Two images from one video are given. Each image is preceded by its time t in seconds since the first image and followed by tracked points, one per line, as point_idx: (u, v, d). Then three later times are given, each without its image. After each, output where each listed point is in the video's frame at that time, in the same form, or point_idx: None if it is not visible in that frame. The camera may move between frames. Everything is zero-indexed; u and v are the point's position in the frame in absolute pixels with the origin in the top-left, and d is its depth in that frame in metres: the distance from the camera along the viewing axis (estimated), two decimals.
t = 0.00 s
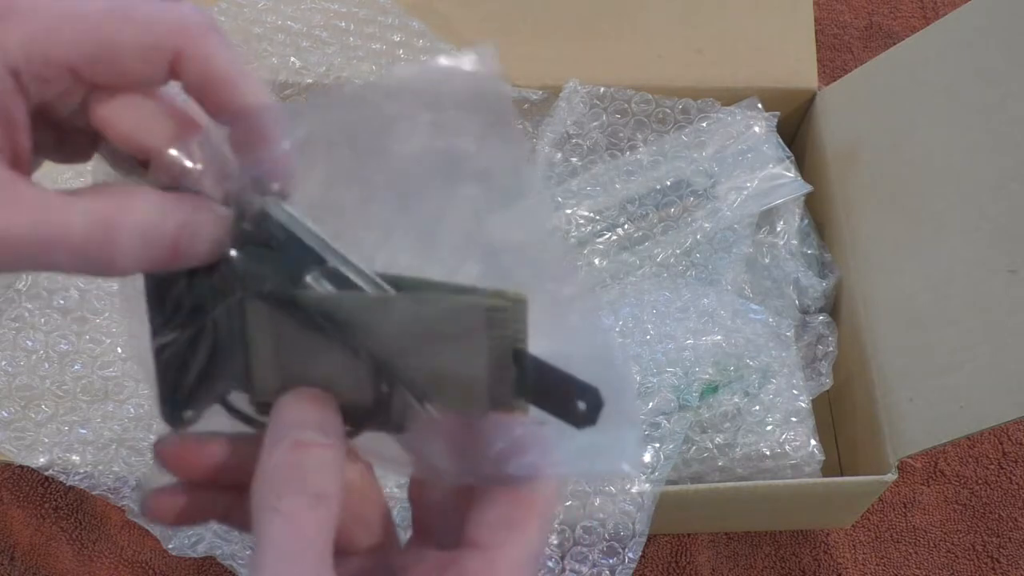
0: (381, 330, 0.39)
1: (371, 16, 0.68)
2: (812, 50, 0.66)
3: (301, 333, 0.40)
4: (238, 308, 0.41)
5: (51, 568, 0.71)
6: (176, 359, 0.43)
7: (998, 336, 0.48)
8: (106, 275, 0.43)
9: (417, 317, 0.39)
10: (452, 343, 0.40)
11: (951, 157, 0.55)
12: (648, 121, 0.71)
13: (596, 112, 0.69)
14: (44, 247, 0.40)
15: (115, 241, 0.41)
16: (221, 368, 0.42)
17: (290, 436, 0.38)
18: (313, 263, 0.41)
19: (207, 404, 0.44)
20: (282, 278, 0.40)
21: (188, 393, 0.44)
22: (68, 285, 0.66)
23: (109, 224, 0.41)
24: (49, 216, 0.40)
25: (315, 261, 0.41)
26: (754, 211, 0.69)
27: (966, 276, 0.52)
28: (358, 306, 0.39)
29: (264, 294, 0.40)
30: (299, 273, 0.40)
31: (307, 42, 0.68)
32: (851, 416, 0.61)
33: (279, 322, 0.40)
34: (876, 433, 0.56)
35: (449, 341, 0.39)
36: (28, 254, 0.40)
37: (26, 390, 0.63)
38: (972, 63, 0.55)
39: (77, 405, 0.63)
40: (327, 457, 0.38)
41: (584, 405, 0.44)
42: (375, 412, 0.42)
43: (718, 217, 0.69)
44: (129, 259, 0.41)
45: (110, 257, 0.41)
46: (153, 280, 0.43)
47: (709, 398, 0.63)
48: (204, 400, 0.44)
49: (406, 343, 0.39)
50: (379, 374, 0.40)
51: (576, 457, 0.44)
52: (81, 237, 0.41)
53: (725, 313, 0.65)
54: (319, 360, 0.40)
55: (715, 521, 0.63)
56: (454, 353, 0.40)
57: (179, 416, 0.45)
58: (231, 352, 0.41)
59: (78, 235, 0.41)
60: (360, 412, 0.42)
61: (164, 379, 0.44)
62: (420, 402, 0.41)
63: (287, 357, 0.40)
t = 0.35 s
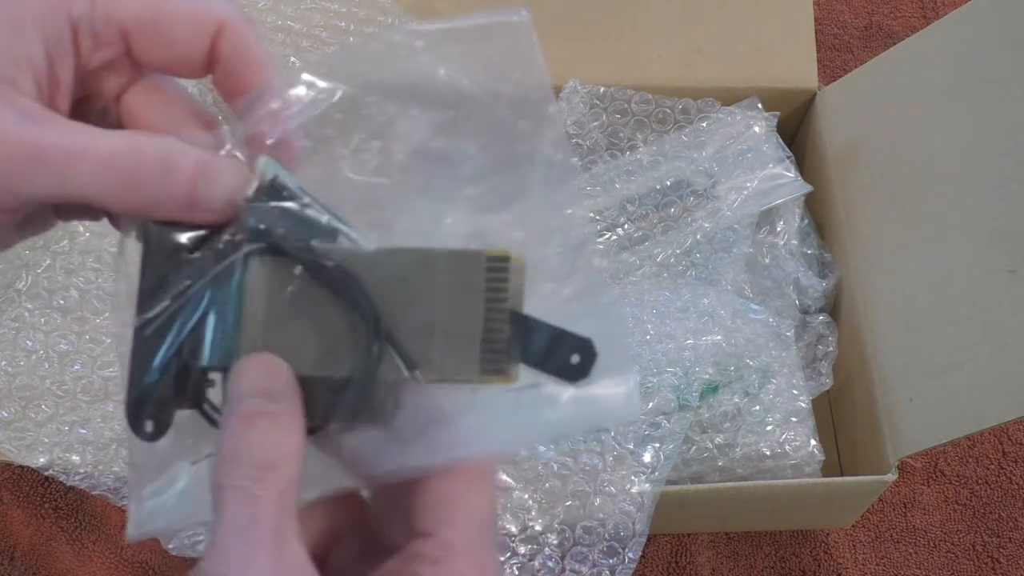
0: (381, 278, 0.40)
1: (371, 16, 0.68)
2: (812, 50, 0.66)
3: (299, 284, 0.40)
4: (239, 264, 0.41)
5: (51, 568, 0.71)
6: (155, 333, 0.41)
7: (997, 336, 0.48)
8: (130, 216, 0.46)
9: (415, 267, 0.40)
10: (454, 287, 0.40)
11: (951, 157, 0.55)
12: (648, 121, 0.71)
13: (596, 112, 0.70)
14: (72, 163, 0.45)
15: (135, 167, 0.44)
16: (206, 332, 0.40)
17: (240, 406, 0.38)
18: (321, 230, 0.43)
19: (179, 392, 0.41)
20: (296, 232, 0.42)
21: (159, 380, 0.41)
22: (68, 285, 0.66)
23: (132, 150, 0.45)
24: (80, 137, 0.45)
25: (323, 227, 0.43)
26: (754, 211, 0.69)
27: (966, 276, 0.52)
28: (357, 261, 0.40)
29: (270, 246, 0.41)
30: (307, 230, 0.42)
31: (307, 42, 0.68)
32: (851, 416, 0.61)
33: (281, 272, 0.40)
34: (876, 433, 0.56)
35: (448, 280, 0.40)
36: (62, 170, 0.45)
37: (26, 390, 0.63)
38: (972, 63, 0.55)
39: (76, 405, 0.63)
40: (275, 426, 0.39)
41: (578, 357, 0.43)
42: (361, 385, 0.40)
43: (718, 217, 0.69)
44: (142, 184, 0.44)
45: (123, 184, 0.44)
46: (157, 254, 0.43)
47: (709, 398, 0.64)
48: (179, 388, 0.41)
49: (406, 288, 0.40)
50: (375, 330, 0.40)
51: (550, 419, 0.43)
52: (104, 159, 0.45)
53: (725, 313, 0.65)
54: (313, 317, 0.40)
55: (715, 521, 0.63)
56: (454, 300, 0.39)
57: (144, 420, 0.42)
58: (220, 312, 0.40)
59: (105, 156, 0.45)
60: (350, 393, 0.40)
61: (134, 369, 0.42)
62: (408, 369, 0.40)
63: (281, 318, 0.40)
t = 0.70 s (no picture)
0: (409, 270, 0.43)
1: (371, 16, 0.68)
2: (812, 50, 0.66)
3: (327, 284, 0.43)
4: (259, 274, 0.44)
5: (51, 568, 0.71)
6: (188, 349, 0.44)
7: (996, 337, 0.48)
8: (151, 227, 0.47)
9: (447, 258, 0.43)
10: (484, 276, 0.43)
11: (952, 157, 0.55)
12: (648, 121, 0.71)
13: (596, 112, 0.70)
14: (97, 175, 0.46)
15: (158, 182, 0.45)
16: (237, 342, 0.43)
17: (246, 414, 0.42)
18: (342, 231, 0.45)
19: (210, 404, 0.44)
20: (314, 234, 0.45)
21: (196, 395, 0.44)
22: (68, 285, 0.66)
23: (156, 164, 0.46)
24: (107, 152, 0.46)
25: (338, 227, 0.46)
26: (754, 211, 0.69)
27: (965, 275, 0.52)
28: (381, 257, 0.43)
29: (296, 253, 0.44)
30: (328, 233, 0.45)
31: (307, 42, 0.68)
32: (851, 416, 0.61)
33: (308, 274, 0.43)
34: (876, 433, 0.56)
35: (477, 271, 0.43)
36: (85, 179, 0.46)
37: (26, 390, 0.63)
38: (971, 62, 0.55)
39: (76, 405, 0.63)
40: (278, 429, 0.42)
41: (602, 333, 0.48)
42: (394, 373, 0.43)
43: (718, 217, 0.69)
44: (164, 201, 0.45)
45: (147, 199, 0.45)
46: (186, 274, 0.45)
47: (709, 398, 0.64)
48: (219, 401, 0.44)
49: (436, 279, 0.43)
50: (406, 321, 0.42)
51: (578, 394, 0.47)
52: (128, 172, 0.46)
53: (725, 313, 0.66)
54: (344, 314, 0.42)
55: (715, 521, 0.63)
56: (485, 287, 0.42)
57: (181, 436, 0.44)
58: (250, 322, 0.43)
59: (130, 171, 0.46)
60: (378, 385, 0.43)
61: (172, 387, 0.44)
62: (444, 352, 0.42)
63: (316, 317, 0.42)
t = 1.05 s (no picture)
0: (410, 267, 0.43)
1: (371, 16, 0.68)
2: (812, 50, 0.66)
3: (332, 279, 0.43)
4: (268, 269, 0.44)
5: (51, 568, 0.71)
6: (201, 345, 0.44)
7: (997, 337, 0.48)
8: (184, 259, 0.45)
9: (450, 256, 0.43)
10: (485, 272, 0.43)
11: (952, 158, 0.55)
12: (648, 122, 0.71)
13: (595, 112, 0.69)
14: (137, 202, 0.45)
15: (193, 206, 0.44)
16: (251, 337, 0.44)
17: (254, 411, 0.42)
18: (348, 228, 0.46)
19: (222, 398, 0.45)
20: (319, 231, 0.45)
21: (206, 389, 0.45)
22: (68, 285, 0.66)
23: (187, 189, 0.45)
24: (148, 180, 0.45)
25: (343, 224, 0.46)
26: (754, 210, 0.69)
27: (964, 275, 0.52)
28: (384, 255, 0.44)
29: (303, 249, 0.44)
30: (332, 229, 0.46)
31: (306, 42, 0.68)
32: (851, 415, 0.61)
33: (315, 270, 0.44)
34: (876, 432, 0.56)
35: (476, 265, 0.43)
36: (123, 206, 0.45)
37: (26, 390, 0.63)
38: (972, 62, 0.55)
39: (76, 404, 0.63)
40: (285, 424, 0.43)
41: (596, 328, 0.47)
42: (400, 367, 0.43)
43: (717, 217, 0.69)
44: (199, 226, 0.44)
45: (181, 225, 0.44)
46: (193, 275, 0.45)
47: (709, 398, 0.64)
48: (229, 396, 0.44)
49: (437, 274, 0.43)
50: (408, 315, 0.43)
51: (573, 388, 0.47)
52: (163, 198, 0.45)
53: (725, 313, 0.66)
54: (352, 308, 0.43)
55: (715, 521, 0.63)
56: (485, 283, 0.43)
57: (191, 429, 0.45)
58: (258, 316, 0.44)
59: (161, 193, 0.45)
60: (384, 378, 0.43)
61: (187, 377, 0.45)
62: (447, 347, 0.43)
63: (327, 313, 0.43)
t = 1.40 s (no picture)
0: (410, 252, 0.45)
1: (371, 16, 0.68)
2: (812, 50, 0.66)
3: (334, 268, 0.45)
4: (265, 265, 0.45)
5: (52, 568, 0.71)
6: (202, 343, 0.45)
7: (997, 337, 0.48)
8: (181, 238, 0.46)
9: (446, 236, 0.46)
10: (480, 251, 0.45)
11: (951, 157, 0.55)
12: (648, 121, 0.71)
13: (596, 112, 0.69)
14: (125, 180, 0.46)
15: (181, 181, 0.45)
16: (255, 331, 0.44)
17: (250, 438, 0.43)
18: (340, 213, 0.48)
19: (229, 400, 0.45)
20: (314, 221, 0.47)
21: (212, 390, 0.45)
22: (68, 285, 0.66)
23: (180, 165, 0.46)
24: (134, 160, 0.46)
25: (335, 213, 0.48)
26: (754, 210, 0.69)
27: (964, 275, 0.52)
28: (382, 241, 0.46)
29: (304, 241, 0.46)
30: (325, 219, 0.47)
31: (306, 42, 0.68)
32: (851, 415, 0.61)
33: (316, 261, 0.45)
34: (876, 433, 0.56)
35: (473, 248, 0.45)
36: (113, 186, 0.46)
37: (26, 390, 0.63)
38: (972, 62, 0.55)
39: (76, 405, 0.63)
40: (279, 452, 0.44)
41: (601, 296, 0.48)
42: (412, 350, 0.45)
43: (717, 217, 0.69)
44: (189, 200, 0.45)
45: (173, 201, 0.45)
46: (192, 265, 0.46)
47: (709, 398, 0.64)
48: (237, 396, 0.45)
49: (437, 260, 0.45)
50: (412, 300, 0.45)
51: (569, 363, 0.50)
52: (153, 174, 0.45)
53: (725, 313, 0.66)
54: (357, 297, 0.44)
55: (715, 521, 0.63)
56: (480, 260, 0.45)
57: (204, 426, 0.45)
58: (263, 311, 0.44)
59: (154, 171, 0.46)
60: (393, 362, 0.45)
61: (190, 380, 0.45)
62: (455, 330, 0.45)
63: (333, 302, 0.44)
